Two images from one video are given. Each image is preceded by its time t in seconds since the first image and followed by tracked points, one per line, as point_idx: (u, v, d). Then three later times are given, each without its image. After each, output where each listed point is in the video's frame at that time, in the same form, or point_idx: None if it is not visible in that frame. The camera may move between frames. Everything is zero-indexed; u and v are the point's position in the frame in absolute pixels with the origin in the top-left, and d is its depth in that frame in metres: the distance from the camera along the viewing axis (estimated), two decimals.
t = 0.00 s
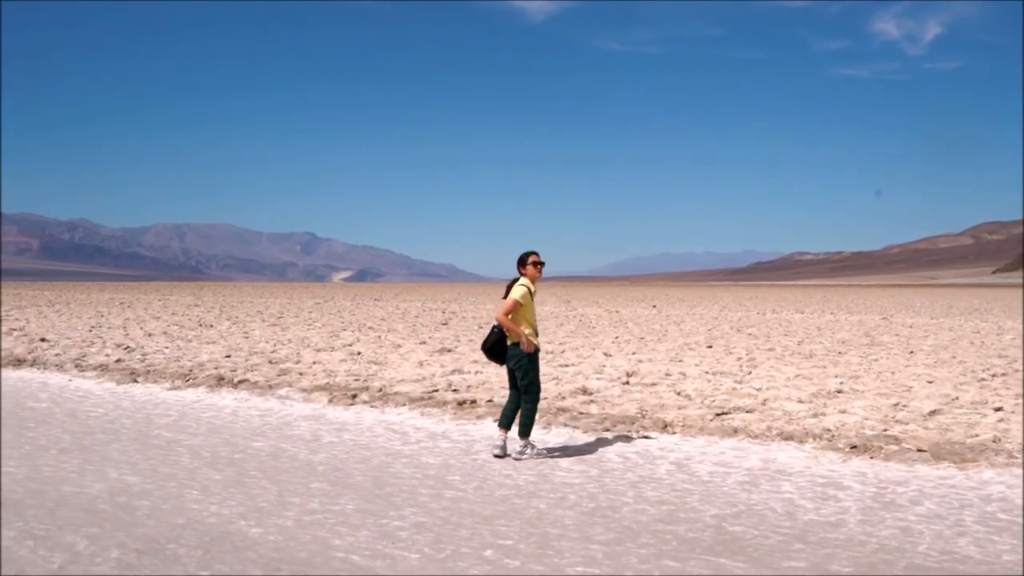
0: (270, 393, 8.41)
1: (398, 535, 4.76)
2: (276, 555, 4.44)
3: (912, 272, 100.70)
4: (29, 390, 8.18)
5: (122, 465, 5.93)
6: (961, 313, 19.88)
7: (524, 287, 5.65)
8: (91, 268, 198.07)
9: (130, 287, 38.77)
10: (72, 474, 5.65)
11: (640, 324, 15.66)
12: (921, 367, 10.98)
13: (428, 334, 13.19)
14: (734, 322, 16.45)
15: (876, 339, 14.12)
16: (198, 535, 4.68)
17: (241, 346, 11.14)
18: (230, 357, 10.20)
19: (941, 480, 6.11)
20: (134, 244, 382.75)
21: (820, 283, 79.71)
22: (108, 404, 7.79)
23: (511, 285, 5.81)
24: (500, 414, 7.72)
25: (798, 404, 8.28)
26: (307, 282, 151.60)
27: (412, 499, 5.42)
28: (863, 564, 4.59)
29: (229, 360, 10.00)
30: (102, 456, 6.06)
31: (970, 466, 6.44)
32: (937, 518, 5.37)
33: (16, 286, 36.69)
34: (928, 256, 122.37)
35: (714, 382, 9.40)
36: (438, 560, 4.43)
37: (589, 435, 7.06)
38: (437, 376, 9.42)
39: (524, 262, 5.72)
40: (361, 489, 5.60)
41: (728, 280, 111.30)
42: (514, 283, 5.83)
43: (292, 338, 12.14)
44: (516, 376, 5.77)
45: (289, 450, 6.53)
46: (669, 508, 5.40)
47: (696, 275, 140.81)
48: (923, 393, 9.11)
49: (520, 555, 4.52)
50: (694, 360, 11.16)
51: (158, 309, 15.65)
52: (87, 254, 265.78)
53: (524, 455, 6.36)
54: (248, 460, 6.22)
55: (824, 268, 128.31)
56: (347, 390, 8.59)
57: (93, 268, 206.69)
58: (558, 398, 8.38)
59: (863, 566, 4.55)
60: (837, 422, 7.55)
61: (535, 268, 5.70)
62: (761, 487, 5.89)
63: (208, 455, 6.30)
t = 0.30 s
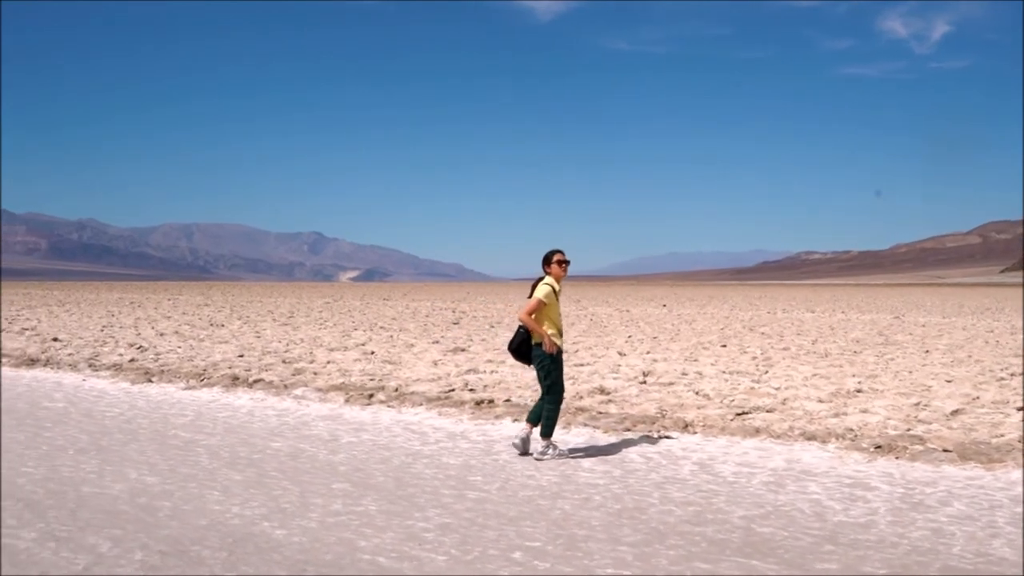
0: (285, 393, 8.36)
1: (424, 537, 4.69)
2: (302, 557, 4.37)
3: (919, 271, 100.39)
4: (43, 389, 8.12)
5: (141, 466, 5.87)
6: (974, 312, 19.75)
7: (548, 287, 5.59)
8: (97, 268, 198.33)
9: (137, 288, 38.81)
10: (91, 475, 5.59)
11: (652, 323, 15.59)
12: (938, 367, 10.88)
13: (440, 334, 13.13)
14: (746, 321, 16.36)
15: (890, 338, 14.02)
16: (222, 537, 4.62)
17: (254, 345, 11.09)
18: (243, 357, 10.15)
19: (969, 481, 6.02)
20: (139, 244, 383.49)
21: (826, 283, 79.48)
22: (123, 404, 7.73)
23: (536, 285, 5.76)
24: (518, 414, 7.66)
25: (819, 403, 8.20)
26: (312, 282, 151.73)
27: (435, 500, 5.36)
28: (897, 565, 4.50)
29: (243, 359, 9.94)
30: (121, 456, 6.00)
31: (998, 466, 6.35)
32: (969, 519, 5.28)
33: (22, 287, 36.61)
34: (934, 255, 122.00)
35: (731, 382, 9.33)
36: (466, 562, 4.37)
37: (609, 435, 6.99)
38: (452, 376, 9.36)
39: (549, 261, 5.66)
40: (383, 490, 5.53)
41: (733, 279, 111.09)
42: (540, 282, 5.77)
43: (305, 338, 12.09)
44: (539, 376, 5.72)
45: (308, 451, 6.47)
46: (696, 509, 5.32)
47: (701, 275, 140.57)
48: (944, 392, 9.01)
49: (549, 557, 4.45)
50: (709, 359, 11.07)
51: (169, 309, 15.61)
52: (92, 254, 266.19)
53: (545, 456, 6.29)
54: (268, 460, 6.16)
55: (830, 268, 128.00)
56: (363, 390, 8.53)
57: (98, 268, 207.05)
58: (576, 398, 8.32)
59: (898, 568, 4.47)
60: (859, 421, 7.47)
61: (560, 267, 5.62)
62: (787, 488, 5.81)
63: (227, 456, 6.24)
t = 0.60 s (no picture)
0: (300, 394, 8.28)
1: (449, 540, 4.61)
2: (326, 562, 4.29)
3: (925, 271, 100.08)
4: (56, 390, 8.04)
5: (158, 468, 5.80)
6: (986, 311, 19.59)
7: (571, 286, 5.53)
8: (101, 269, 198.54)
9: (143, 289, 38.82)
10: (108, 478, 5.52)
11: (664, 323, 15.49)
12: (956, 366, 10.75)
13: (451, 334, 13.05)
14: (758, 321, 16.25)
15: (904, 337, 13.90)
16: (244, 541, 4.53)
17: (265, 346, 11.01)
18: (255, 357, 10.08)
19: (998, 482, 5.91)
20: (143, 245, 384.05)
21: (831, 282, 79.27)
22: (137, 404, 7.66)
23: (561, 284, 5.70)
24: (535, 415, 7.57)
25: (839, 403, 8.10)
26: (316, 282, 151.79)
27: (458, 503, 5.27)
28: (933, 570, 4.40)
29: (256, 360, 9.87)
30: (137, 459, 5.92)
31: None
32: (1002, 521, 5.17)
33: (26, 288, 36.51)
34: (940, 255, 121.68)
35: (748, 382, 9.24)
36: (493, 566, 4.28)
37: (629, 437, 6.91)
38: (467, 377, 9.28)
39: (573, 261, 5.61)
40: (405, 493, 5.45)
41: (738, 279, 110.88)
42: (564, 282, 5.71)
43: (316, 338, 12.02)
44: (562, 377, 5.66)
45: (326, 453, 6.39)
46: (723, 511, 5.23)
47: (705, 274, 140.31)
48: (964, 392, 8.90)
49: (577, 562, 4.37)
50: (724, 359, 10.99)
51: (177, 310, 15.55)
52: (96, 255, 266.55)
53: (566, 458, 6.19)
54: (286, 462, 6.08)
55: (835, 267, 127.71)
56: (377, 391, 8.45)
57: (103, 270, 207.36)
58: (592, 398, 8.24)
59: (934, 573, 4.37)
60: (881, 422, 7.37)
61: (583, 267, 5.56)
62: (814, 490, 5.71)
63: (244, 458, 6.16)
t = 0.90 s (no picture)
0: (314, 395, 8.22)
1: (475, 546, 4.54)
2: (352, 567, 4.22)
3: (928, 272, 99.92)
4: (68, 390, 7.98)
5: (176, 470, 5.73)
6: (996, 313, 19.48)
7: (595, 287, 5.48)
8: (103, 267, 198.55)
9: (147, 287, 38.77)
10: (127, 479, 5.45)
11: (674, 324, 15.42)
12: (972, 369, 10.66)
13: (462, 334, 12.98)
14: (768, 322, 16.18)
15: (917, 339, 13.81)
16: (268, 545, 4.47)
17: (275, 346, 10.95)
18: (267, 357, 10.02)
19: None
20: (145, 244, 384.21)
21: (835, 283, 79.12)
22: (151, 405, 7.59)
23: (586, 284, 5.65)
24: (553, 417, 7.50)
25: (858, 407, 8.03)
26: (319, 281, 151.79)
27: (482, 506, 5.21)
28: None
29: (268, 360, 9.81)
30: (155, 461, 5.86)
31: None
32: None
33: (30, 287, 36.38)
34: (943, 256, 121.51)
35: (765, 384, 9.16)
36: (522, 573, 4.21)
37: (649, 440, 6.84)
38: (481, 378, 9.22)
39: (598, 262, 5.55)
40: (427, 496, 5.38)
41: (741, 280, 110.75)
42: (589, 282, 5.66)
43: (327, 338, 11.96)
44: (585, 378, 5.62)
45: (344, 455, 6.32)
46: (750, 517, 5.16)
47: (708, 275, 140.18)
48: (983, 395, 8.81)
49: (607, 568, 4.30)
50: (738, 361, 10.92)
51: (185, 309, 15.48)
52: (98, 253, 266.52)
53: (587, 461, 6.14)
54: (304, 464, 6.02)
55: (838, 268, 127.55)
56: (392, 392, 8.38)
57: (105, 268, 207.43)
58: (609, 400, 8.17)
59: None
60: (903, 426, 7.29)
61: (608, 268, 5.50)
62: (840, 495, 5.63)
63: (262, 459, 6.10)
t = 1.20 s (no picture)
0: (324, 395, 8.14)
1: (497, 551, 4.47)
2: (373, 573, 4.15)
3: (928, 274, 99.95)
4: (76, 389, 7.89)
5: (189, 471, 5.65)
6: (1002, 316, 19.42)
7: (613, 288, 5.41)
8: (102, 265, 198.32)
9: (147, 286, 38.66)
10: (140, 481, 5.37)
11: (680, 325, 15.36)
12: (983, 372, 10.60)
13: (469, 334, 12.91)
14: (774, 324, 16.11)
15: (925, 341, 13.75)
16: (287, 549, 4.39)
17: (282, 345, 10.87)
18: (274, 357, 9.94)
19: None
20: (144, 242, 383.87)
21: (835, 284, 79.07)
22: (161, 405, 7.50)
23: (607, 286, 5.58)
24: (567, 419, 7.43)
25: (873, 410, 7.96)
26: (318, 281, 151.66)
27: (501, 510, 5.13)
28: None
29: (276, 360, 9.73)
30: (167, 462, 5.78)
31: None
32: None
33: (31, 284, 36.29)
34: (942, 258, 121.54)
35: (777, 386, 9.09)
36: None
37: (665, 442, 6.76)
38: (491, 379, 9.15)
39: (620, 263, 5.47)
40: (444, 500, 5.31)
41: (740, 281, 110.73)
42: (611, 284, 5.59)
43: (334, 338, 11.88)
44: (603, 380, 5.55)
45: (357, 456, 6.25)
46: (773, 521, 5.09)
47: (708, 276, 140.09)
48: (998, 398, 8.75)
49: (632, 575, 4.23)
50: (748, 363, 10.85)
51: (189, 308, 15.39)
52: (97, 251, 266.20)
53: (604, 464, 6.07)
54: (319, 466, 5.94)
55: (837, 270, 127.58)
56: (403, 393, 8.31)
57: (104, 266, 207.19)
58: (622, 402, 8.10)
59: None
60: (920, 429, 7.22)
61: (630, 269, 5.42)
62: (862, 499, 5.56)
63: (276, 461, 6.02)
